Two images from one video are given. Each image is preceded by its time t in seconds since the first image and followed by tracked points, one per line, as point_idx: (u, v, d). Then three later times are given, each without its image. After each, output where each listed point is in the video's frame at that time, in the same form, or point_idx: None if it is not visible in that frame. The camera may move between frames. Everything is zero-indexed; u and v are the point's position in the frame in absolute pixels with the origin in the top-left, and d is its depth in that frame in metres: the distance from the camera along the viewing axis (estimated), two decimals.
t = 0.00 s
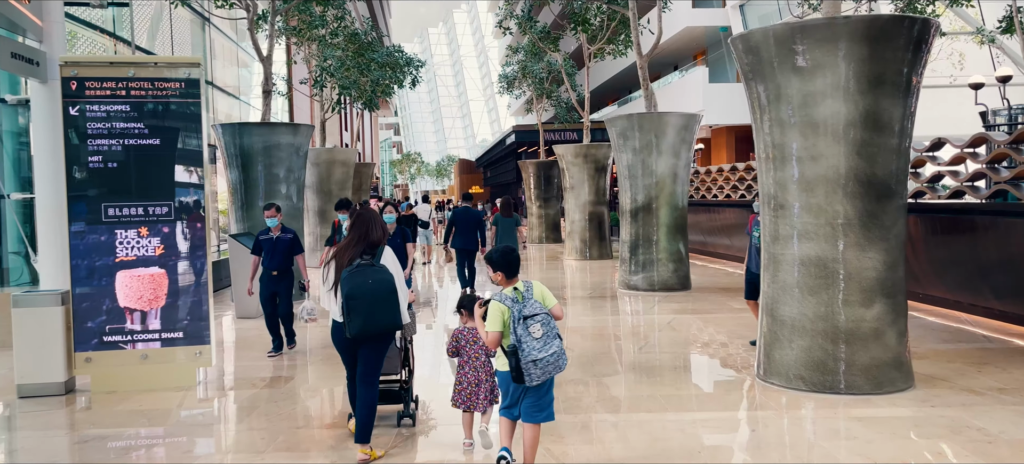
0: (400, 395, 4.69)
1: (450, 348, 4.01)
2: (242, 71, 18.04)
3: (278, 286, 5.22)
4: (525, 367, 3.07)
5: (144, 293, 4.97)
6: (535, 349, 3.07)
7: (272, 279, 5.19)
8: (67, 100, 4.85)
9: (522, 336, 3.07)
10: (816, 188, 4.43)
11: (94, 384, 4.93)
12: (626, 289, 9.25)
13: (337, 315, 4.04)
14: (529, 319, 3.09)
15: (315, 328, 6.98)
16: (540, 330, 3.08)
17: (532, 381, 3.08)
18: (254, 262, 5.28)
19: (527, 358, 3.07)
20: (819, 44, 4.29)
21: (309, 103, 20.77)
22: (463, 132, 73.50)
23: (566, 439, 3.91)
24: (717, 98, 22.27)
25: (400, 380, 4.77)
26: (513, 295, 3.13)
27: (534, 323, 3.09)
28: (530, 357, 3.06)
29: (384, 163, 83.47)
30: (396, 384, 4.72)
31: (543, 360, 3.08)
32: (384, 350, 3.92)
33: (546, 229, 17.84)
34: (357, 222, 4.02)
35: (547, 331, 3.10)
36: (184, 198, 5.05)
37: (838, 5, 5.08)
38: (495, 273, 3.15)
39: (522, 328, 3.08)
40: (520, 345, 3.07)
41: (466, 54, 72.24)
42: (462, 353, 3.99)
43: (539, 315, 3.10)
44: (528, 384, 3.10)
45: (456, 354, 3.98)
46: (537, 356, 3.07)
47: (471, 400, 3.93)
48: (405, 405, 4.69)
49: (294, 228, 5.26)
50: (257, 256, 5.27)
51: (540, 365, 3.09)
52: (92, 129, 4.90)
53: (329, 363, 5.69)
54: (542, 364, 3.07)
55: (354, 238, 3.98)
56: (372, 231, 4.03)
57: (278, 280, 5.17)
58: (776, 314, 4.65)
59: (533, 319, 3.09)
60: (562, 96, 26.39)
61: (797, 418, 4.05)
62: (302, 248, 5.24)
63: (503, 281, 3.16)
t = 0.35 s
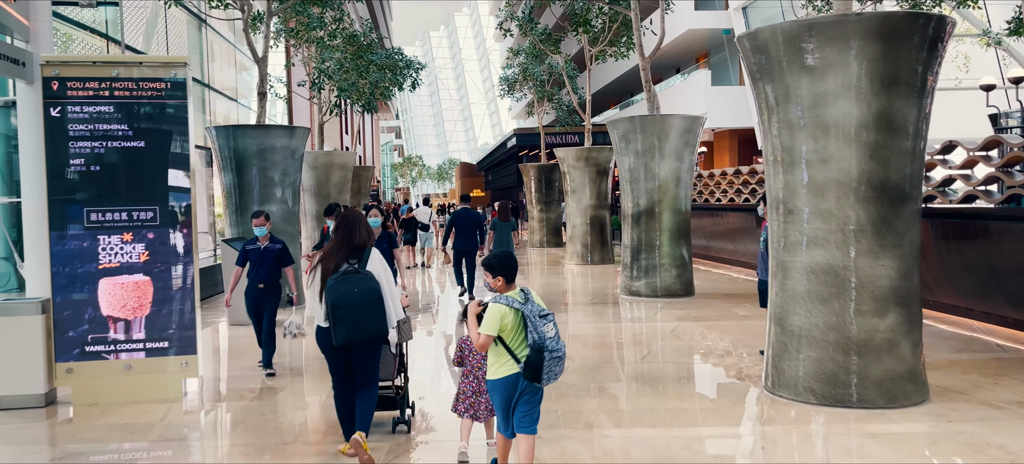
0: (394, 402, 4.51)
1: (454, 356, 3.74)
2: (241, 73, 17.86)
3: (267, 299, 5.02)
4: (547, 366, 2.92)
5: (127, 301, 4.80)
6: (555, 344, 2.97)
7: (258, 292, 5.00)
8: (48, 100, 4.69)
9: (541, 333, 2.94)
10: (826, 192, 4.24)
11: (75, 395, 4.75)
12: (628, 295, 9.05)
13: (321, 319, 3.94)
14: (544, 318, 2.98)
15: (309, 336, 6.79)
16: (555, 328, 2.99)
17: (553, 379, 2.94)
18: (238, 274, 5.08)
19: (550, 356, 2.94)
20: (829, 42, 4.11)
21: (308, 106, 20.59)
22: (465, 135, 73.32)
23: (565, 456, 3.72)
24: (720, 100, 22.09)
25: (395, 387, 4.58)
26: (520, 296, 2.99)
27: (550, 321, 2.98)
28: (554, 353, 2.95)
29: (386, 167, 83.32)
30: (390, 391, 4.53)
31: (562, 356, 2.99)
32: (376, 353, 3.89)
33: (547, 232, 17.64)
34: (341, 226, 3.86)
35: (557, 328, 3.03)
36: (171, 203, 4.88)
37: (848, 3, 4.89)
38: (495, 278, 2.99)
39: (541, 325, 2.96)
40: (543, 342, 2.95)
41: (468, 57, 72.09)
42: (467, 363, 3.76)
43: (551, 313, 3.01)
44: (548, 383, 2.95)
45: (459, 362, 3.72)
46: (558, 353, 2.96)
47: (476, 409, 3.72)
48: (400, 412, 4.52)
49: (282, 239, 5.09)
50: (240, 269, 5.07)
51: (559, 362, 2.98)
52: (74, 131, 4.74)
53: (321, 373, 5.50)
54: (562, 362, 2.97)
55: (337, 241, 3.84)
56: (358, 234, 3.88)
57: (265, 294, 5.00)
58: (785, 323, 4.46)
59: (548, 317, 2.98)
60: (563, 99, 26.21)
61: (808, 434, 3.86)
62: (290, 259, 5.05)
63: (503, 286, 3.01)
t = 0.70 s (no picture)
0: (394, 409, 4.39)
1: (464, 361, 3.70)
2: (240, 79, 17.70)
3: (252, 308, 4.82)
4: (496, 384, 2.98)
5: (113, 312, 4.61)
6: (510, 368, 2.97)
7: (245, 301, 4.80)
8: (31, 103, 4.51)
9: (501, 352, 2.97)
10: (841, 197, 4.06)
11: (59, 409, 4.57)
12: (632, 302, 8.85)
13: (315, 326, 3.79)
14: (511, 337, 2.98)
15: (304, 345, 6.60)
16: (521, 351, 2.98)
17: (501, 400, 2.98)
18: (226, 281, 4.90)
19: (500, 375, 2.98)
20: (844, 40, 3.92)
21: (308, 111, 20.44)
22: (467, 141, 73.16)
23: None
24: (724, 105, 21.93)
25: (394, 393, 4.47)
26: (500, 308, 3.03)
27: (516, 342, 2.98)
28: (503, 375, 2.97)
29: (388, 172, 83.19)
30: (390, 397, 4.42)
31: (517, 382, 2.98)
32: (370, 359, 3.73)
33: (549, 238, 17.43)
34: (337, 231, 3.80)
35: (530, 352, 3.00)
36: (159, 208, 4.69)
37: None
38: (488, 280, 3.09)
39: (501, 345, 2.98)
40: (497, 362, 2.97)
41: (470, 63, 71.97)
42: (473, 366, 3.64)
43: (522, 335, 2.99)
44: (497, 401, 3.00)
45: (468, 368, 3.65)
46: (511, 377, 2.97)
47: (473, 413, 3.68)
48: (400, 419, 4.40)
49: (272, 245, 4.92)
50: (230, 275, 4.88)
51: (513, 385, 2.99)
52: (58, 134, 4.56)
53: (315, 384, 5.32)
54: (513, 386, 2.97)
55: (334, 248, 3.76)
56: (353, 240, 3.79)
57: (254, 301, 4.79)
58: (799, 333, 4.27)
59: (515, 337, 2.98)
60: (566, 104, 26.03)
61: (823, 451, 3.66)
62: (280, 266, 4.87)
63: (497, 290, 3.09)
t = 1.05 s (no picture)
0: (396, 424, 4.24)
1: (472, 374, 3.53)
2: (240, 90, 17.56)
3: (240, 330, 4.52)
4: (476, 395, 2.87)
5: (100, 329, 4.43)
6: (485, 382, 2.82)
7: (228, 324, 4.50)
8: (16, 112, 4.35)
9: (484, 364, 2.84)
10: (861, 207, 3.87)
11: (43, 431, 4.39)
12: (638, 315, 8.63)
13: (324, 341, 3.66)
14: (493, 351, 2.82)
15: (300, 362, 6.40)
16: (500, 366, 2.80)
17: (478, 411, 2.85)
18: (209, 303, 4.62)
19: (479, 387, 2.85)
20: (862, 43, 3.75)
21: (309, 122, 20.29)
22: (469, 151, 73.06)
23: None
24: (727, 114, 21.79)
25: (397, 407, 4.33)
26: (502, 323, 2.86)
27: (499, 357, 2.81)
28: (481, 387, 2.84)
29: (390, 183, 83.13)
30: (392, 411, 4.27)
31: (488, 397, 2.81)
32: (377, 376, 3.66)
33: (552, 249, 17.23)
34: (348, 244, 3.69)
35: (510, 370, 2.79)
36: (149, 221, 4.52)
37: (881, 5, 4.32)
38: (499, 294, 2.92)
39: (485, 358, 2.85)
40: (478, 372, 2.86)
41: (472, 74, 72.03)
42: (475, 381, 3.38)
43: (507, 351, 2.81)
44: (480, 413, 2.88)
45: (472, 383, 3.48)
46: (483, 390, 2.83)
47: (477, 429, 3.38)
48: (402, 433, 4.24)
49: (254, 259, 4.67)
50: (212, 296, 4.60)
51: (489, 400, 2.83)
52: (43, 144, 4.38)
53: (310, 403, 5.12)
54: (487, 399, 2.82)
55: (343, 261, 3.67)
56: (364, 254, 3.69)
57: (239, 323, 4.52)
58: (816, 351, 4.07)
59: (499, 353, 2.82)
60: (568, 114, 25.86)
61: None
62: (264, 282, 4.64)
63: (506, 305, 2.90)
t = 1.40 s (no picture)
0: (398, 441, 4.18)
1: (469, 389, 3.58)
2: (241, 104, 17.46)
3: (216, 355, 4.32)
4: (534, 423, 2.86)
5: (85, 350, 4.25)
6: (545, 403, 2.85)
7: (204, 347, 4.31)
8: None
9: (534, 389, 2.86)
10: (879, 222, 3.69)
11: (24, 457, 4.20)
12: (644, 333, 8.43)
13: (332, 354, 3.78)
14: (541, 370, 2.87)
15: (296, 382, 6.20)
16: (553, 382, 2.87)
17: (543, 437, 2.86)
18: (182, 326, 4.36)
19: (536, 413, 2.86)
20: (879, 49, 3.58)
21: (310, 136, 20.19)
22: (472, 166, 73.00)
23: None
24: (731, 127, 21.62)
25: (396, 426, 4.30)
26: (527, 343, 2.93)
27: (547, 374, 2.87)
28: (540, 411, 2.85)
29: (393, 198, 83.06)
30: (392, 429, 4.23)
31: (554, 417, 2.85)
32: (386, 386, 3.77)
33: (555, 264, 17.02)
34: (354, 259, 3.78)
35: (562, 383, 2.88)
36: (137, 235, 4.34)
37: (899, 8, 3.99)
38: (509, 314, 2.97)
39: (532, 380, 2.87)
40: (531, 398, 2.86)
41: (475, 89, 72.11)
42: (479, 396, 3.54)
43: (553, 366, 2.88)
44: (537, 441, 2.88)
45: (472, 398, 3.54)
46: (546, 412, 2.85)
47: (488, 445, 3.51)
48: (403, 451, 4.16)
49: (234, 278, 4.49)
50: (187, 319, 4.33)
51: (551, 420, 2.87)
52: (26, 158, 4.23)
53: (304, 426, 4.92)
54: (552, 420, 2.85)
55: (350, 275, 3.77)
56: (374, 265, 3.82)
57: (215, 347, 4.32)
58: (834, 371, 3.88)
59: (546, 370, 2.87)
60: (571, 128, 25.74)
61: None
62: (244, 302, 4.46)
63: (521, 326, 2.98)
